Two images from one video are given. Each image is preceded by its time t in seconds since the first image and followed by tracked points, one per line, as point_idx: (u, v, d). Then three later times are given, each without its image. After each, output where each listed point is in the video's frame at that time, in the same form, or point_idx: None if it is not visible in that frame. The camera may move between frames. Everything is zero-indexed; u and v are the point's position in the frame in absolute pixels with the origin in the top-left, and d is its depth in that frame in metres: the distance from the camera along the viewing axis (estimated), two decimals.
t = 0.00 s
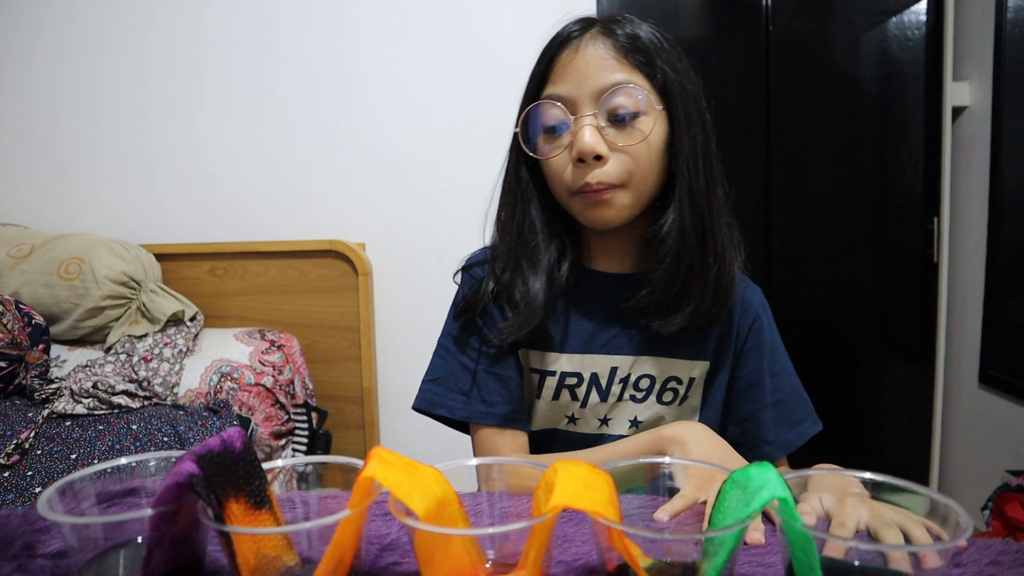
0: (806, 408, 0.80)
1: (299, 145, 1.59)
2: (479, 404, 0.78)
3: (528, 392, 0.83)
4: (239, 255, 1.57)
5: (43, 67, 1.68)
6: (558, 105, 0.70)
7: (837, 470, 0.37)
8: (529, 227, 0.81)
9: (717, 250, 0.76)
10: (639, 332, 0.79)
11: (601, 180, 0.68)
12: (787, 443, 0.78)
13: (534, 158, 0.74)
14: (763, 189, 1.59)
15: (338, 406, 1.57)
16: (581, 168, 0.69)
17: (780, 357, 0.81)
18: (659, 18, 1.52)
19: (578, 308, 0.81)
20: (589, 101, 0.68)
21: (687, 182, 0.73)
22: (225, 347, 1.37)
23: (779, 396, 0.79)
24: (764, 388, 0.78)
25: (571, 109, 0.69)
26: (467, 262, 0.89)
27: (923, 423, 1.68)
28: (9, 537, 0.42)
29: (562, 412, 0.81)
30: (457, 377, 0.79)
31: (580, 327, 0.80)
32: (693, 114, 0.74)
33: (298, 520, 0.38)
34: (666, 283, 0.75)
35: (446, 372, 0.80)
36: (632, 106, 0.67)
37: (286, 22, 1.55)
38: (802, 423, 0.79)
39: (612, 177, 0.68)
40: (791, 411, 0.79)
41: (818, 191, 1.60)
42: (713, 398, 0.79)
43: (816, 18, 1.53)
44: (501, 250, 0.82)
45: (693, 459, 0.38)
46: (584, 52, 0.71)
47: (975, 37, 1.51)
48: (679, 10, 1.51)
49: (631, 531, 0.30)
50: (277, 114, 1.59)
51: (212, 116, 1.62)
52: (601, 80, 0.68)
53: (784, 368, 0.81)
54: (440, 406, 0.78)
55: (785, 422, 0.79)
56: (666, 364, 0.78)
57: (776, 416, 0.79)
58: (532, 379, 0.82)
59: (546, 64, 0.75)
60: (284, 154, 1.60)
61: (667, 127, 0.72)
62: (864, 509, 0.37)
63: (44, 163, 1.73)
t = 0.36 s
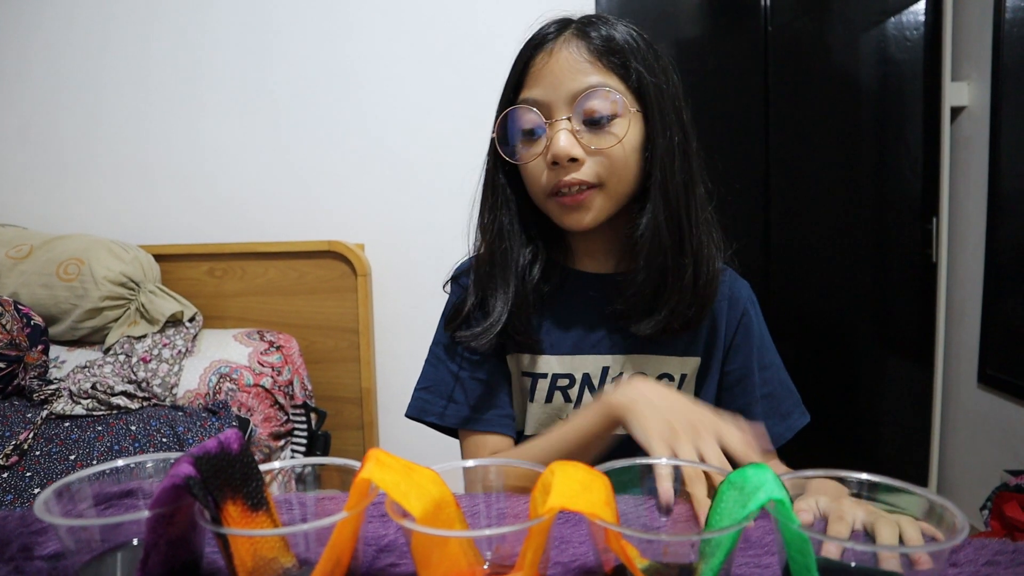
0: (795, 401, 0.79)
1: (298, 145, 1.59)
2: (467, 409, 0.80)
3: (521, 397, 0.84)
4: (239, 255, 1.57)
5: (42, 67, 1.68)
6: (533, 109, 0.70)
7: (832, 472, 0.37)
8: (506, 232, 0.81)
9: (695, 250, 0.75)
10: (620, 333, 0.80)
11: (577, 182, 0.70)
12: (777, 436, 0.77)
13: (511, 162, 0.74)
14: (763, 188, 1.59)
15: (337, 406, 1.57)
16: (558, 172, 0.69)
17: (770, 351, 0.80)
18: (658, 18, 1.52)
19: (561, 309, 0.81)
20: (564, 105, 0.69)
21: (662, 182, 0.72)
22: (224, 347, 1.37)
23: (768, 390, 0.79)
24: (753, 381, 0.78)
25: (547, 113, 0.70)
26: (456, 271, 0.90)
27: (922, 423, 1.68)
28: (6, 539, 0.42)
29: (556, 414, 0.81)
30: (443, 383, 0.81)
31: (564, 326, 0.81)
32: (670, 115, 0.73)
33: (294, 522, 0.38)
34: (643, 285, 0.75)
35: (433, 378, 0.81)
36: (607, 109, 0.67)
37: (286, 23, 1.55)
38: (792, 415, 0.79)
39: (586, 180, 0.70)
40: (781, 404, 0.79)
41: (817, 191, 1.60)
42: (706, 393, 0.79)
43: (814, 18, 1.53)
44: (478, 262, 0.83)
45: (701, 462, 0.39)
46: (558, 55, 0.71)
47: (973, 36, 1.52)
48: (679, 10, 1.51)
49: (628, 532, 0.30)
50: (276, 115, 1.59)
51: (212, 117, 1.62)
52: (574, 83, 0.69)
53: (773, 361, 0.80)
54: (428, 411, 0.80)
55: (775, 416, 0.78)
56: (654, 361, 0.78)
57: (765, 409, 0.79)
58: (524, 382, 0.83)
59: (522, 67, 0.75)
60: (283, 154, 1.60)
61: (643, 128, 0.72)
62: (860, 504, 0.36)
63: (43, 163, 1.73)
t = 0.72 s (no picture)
0: (782, 398, 0.78)
1: (297, 144, 1.59)
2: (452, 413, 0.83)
3: (509, 398, 0.83)
4: (237, 255, 1.57)
5: (40, 66, 1.68)
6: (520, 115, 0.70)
7: (829, 470, 0.37)
8: (491, 235, 0.82)
9: (682, 254, 0.75)
10: (607, 337, 0.79)
11: (565, 189, 0.70)
12: (763, 432, 0.76)
13: (499, 167, 0.74)
14: (762, 188, 1.59)
15: (335, 405, 1.57)
16: (546, 178, 0.69)
17: (757, 349, 0.79)
18: (658, 18, 1.51)
19: (549, 310, 0.82)
20: (550, 111, 0.69)
21: (647, 186, 0.72)
22: (222, 346, 1.37)
23: (756, 387, 0.78)
24: (740, 378, 0.77)
25: (534, 119, 0.70)
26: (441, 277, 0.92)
27: (921, 422, 1.68)
28: None
29: (545, 413, 0.80)
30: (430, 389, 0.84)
31: (551, 328, 0.81)
32: (656, 117, 0.73)
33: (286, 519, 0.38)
34: (628, 289, 0.76)
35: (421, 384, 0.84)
36: (593, 116, 0.67)
37: (286, 22, 1.55)
38: (780, 413, 0.77)
39: (574, 188, 0.70)
40: (769, 402, 0.77)
41: (817, 191, 1.60)
42: (693, 390, 0.78)
43: (814, 18, 1.53)
44: (462, 267, 0.85)
45: (697, 457, 0.39)
46: (544, 60, 0.71)
47: (973, 37, 1.52)
48: (678, 9, 1.51)
49: (624, 530, 0.30)
50: (275, 114, 1.59)
51: (211, 116, 1.62)
52: (561, 89, 0.69)
53: (762, 359, 0.79)
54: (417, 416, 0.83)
55: (761, 413, 0.77)
56: (641, 361, 0.78)
57: (752, 407, 0.77)
58: (512, 383, 0.82)
59: (507, 71, 0.74)
60: (282, 153, 1.60)
61: (629, 133, 0.71)
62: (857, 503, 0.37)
63: (42, 162, 1.73)
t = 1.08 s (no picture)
0: (775, 393, 0.78)
1: (295, 142, 1.59)
2: (435, 415, 0.83)
3: (494, 399, 0.83)
4: (233, 253, 1.56)
5: (37, 64, 1.68)
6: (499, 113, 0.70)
7: (822, 467, 0.37)
8: (472, 234, 0.82)
9: (658, 251, 0.74)
10: (586, 336, 0.79)
11: (544, 186, 0.70)
12: (751, 428, 0.76)
13: (479, 165, 0.74)
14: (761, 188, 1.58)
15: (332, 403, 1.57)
16: (524, 175, 0.69)
17: (746, 341, 0.80)
18: (657, 17, 1.51)
19: (529, 309, 0.82)
20: (528, 108, 0.69)
21: (623, 183, 0.72)
22: (219, 344, 1.37)
23: (744, 381, 0.78)
24: (726, 374, 0.78)
25: (511, 116, 0.69)
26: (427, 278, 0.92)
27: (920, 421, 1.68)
28: None
29: (531, 413, 0.80)
30: (418, 394, 0.84)
31: (532, 327, 0.81)
32: (636, 114, 0.73)
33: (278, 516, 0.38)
34: (604, 287, 0.76)
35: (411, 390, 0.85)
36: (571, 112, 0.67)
37: (285, 19, 1.55)
38: (771, 407, 0.77)
39: (553, 184, 0.70)
40: (759, 396, 0.78)
41: (816, 190, 1.60)
42: (678, 387, 0.79)
43: (813, 17, 1.53)
44: (445, 266, 0.84)
45: (690, 455, 0.39)
46: (522, 57, 0.71)
47: (972, 37, 1.52)
48: (677, 9, 1.50)
49: (615, 528, 0.30)
50: (273, 113, 1.59)
51: (209, 114, 1.61)
52: (538, 86, 0.69)
53: (751, 353, 0.79)
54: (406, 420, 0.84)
55: (751, 407, 0.77)
56: (625, 359, 0.78)
57: (740, 401, 0.77)
58: (496, 385, 0.82)
59: (487, 70, 0.75)
60: (279, 151, 1.60)
61: (607, 130, 0.71)
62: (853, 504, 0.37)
63: (39, 159, 1.72)
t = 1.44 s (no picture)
0: (765, 387, 0.78)
1: (291, 138, 1.58)
2: (415, 414, 0.80)
3: (483, 395, 0.82)
4: (230, 249, 1.56)
5: (32, 60, 1.67)
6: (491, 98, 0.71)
7: (814, 460, 0.37)
8: (459, 219, 0.82)
9: (640, 244, 0.74)
10: (569, 330, 0.79)
11: (529, 169, 0.70)
12: (740, 423, 0.76)
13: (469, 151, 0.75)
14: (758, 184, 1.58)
15: (329, 400, 1.57)
16: (511, 158, 0.69)
17: (735, 336, 0.79)
18: (654, 13, 1.51)
19: (514, 302, 0.82)
20: (519, 93, 0.70)
21: (606, 173, 0.72)
22: (216, 340, 1.37)
23: (733, 376, 0.78)
24: (715, 368, 0.78)
25: (503, 100, 0.71)
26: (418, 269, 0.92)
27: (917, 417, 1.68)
28: None
29: (522, 411, 0.80)
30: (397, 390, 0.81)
31: (517, 318, 0.81)
32: (625, 105, 0.73)
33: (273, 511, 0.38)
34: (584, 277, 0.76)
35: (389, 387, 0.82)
36: (561, 97, 0.68)
37: (282, 15, 1.54)
38: (760, 402, 0.77)
39: (538, 168, 0.69)
40: (747, 392, 0.77)
41: (813, 187, 1.60)
42: (667, 381, 0.79)
43: (811, 13, 1.53)
44: (434, 252, 0.84)
45: (680, 448, 0.39)
46: (515, 43, 0.72)
47: (969, 33, 1.52)
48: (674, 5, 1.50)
49: (607, 521, 0.30)
50: (270, 109, 1.58)
51: (206, 111, 1.61)
52: (529, 71, 0.70)
53: (740, 348, 0.79)
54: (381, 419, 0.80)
55: (740, 402, 0.77)
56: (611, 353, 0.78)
57: (729, 396, 0.77)
58: (487, 382, 0.82)
59: (481, 57, 0.76)
60: (277, 148, 1.59)
61: (596, 119, 0.71)
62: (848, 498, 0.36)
63: (36, 156, 1.72)
